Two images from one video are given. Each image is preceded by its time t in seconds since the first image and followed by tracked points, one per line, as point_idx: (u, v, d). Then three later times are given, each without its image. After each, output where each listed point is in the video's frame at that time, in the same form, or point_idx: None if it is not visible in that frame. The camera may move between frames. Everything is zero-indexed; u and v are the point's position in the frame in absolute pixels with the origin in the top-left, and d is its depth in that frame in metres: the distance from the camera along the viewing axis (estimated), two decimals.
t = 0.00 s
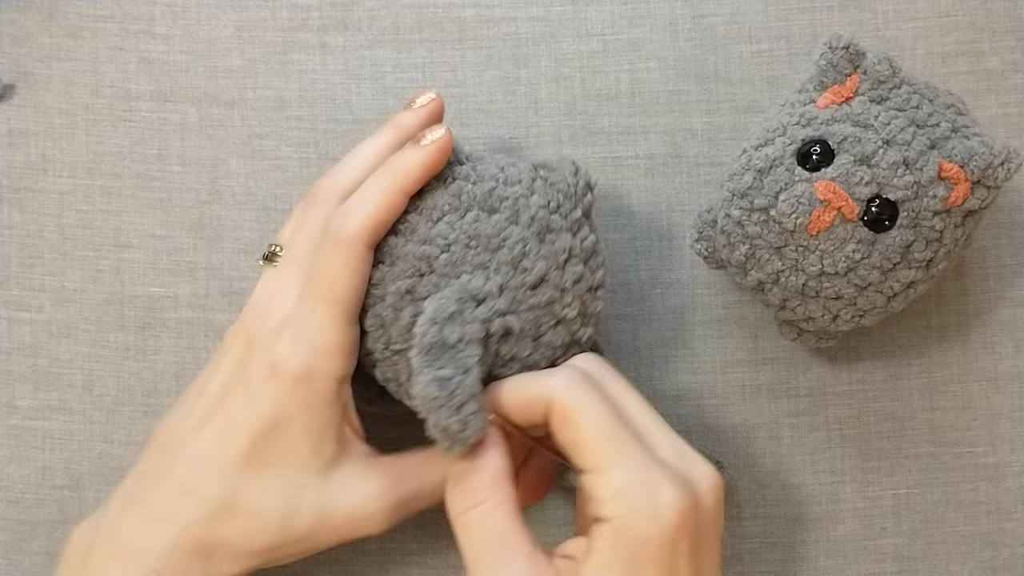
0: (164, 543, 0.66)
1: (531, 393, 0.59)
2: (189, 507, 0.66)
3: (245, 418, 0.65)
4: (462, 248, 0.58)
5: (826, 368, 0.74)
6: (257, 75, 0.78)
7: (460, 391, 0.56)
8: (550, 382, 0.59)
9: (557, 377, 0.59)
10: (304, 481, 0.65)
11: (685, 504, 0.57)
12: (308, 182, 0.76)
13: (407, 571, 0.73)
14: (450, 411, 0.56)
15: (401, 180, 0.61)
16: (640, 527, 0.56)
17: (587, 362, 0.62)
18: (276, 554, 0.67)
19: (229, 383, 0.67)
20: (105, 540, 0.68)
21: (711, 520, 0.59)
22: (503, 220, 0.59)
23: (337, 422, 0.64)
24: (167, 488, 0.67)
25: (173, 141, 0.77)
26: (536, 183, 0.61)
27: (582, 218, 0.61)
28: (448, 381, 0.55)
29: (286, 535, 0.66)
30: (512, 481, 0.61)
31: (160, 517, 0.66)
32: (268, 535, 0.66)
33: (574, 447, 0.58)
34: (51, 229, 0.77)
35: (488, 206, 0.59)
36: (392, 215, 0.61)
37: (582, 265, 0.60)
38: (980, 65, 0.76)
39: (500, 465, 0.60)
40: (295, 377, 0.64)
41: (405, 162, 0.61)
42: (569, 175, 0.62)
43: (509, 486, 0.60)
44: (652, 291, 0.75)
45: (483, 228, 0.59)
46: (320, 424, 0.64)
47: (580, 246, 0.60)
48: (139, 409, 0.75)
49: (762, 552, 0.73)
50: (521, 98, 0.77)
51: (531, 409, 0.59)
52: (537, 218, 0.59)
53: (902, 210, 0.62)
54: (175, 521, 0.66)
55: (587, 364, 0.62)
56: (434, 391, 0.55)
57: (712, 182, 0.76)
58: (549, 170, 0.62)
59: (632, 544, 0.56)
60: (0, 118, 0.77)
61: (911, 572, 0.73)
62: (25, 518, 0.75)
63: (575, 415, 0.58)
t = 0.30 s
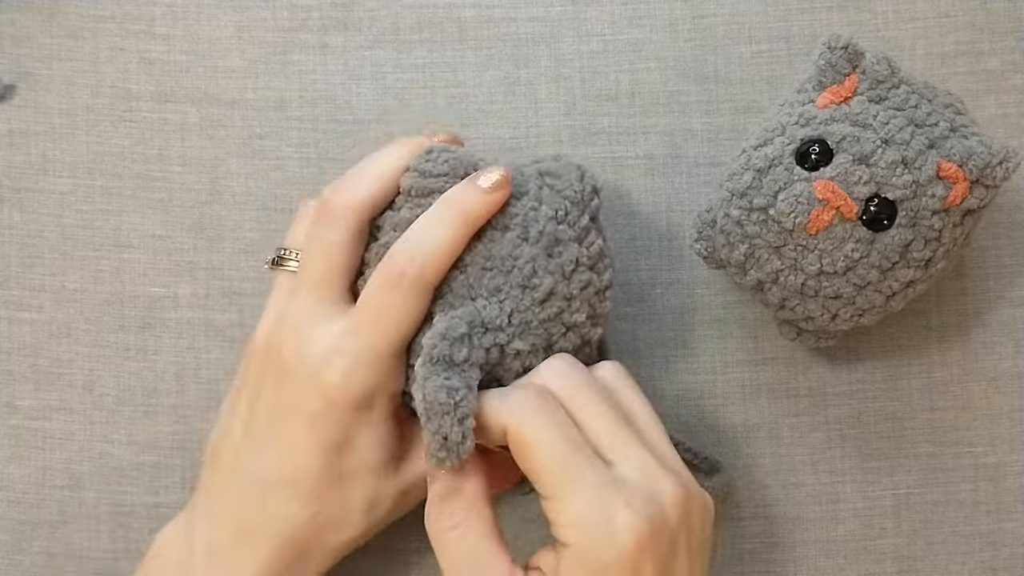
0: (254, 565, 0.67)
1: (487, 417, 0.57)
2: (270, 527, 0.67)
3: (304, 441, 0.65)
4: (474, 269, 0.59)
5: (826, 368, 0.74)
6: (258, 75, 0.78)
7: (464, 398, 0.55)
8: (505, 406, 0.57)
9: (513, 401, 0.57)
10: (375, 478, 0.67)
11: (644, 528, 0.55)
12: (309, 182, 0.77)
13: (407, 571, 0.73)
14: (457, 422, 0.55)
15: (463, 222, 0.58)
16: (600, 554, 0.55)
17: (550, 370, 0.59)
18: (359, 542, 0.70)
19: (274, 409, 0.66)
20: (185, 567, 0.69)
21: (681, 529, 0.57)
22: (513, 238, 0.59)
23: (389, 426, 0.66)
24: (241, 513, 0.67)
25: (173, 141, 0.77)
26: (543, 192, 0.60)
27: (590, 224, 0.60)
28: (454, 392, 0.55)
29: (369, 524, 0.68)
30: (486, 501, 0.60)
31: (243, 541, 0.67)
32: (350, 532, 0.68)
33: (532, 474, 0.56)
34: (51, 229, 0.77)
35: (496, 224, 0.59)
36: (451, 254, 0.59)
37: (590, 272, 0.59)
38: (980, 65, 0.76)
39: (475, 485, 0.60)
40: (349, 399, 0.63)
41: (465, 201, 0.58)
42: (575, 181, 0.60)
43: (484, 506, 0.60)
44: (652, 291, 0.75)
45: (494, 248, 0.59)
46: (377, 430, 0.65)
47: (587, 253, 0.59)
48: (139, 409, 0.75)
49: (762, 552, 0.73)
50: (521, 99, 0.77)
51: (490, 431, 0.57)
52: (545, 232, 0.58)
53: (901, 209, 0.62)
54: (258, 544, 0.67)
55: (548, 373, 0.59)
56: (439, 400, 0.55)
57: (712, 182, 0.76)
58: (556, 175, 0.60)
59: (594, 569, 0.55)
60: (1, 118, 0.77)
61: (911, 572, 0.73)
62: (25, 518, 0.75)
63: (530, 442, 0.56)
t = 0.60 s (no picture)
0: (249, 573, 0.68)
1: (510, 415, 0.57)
2: (265, 537, 0.67)
3: (295, 451, 0.65)
4: (461, 265, 0.57)
5: (826, 368, 0.74)
6: (258, 75, 0.78)
7: (473, 393, 0.55)
8: (531, 405, 0.57)
9: (539, 399, 0.57)
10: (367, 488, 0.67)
11: (663, 536, 0.56)
12: (309, 181, 0.77)
13: (408, 571, 0.73)
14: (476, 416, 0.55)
15: (432, 220, 0.58)
16: (616, 558, 0.55)
17: (577, 373, 0.59)
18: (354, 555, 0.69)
19: (263, 420, 0.66)
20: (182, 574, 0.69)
21: (698, 542, 0.58)
22: (496, 229, 0.57)
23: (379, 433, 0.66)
24: (234, 525, 0.67)
25: (173, 141, 0.77)
26: (523, 182, 0.59)
27: (574, 209, 0.59)
28: (463, 387, 0.55)
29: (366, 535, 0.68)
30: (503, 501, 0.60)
31: (237, 551, 0.67)
32: (344, 543, 0.68)
33: (553, 475, 0.57)
34: (51, 229, 0.77)
35: (478, 217, 0.58)
36: (424, 254, 0.58)
37: (580, 256, 0.58)
38: (980, 65, 0.76)
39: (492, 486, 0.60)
40: (337, 406, 0.64)
41: (433, 199, 0.58)
42: (555, 168, 0.59)
43: (499, 508, 0.60)
44: (652, 291, 0.75)
45: (479, 240, 0.57)
46: (366, 437, 0.65)
47: (575, 239, 0.58)
48: (139, 409, 0.75)
49: (762, 552, 0.74)
50: (521, 99, 0.77)
51: (512, 430, 0.57)
52: (529, 220, 0.57)
53: (901, 210, 0.62)
54: (253, 554, 0.67)
55: (575, 376, 0.59)
56: (451, 396, 0.54)
57: (712, 182, 0.76)
58: (535, 165, 0.59)
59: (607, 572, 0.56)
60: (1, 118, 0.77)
61: (911, 572, 0.73)
62: (26, 518, 0.75)
63: (554, 443, 0.56)
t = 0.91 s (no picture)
0: (300, 571, 0.67)
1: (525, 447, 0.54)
2: (312, 536, 0.66)
3: (333, 451, 0.64)
4: (502, 275, 0.58)
5: (826, 368, 0.74)
6: (258, 75, 0.78)
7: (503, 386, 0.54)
8: (546, 435, 0.53)
9: (555, 430, 0.54)
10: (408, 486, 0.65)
11: None
12: (309, 181, 0.77)
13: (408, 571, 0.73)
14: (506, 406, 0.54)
15: (482, 222, 0.59)
16: None
17: (596, 409, 0.56)
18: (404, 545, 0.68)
19: (302, 420, 0.65)
20: (237, 571, 0.69)
21: None
22: (543, 250, 0.58)
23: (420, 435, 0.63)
24: (282, 523, 0.67)
25: (173, 141, 0.77)
26: (574, 209, 0.60)
27: (617, 247, 0.60)
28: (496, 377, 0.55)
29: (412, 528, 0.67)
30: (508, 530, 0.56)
31: (286, 549, 0.67)
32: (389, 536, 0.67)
33: (568, 510, 0.53)
34: (51, 229, 0.77)
35: (526, 235, 0.59)
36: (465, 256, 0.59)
37: (614, 293, 0.60)
38: (980, 65, 0.76)
39: (495, 512, 0.56)
40: (371, 406, 0.62)
41: (482, 202, 0.59)
42: (607, 202, 0.61)
43: (503, 533, 0.56)
44: (652, 291, 0.75)
45: (525, 256, 0.58)
46: (403, 437, 0.63)
47: (614, 274, 0.60)
48: (139, 409, 0.75)
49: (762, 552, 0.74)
50: (521, 99, 0.77)
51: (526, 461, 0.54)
52: (576, 249, 0.59)
53: (902, 210, 0.62)
54: (301, 553, 0.67)
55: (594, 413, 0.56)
56: (485, 381, 0.54)
57: (712, 182, 0.76)
58: (588, 195, 0.61)
59: None
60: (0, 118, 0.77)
61: (911, 572, 0.73)
62: (26, 518, 0.75)
63: (568, 474, 0.52)
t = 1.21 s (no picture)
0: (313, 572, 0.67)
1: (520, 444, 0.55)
2: (323, 536, 0.66)
3: (342, 449, 0.64)
4: (513, 276, 0.59)
5: (826, 368, 0.74)
6: (258, 76, 0.78)
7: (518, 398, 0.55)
8: (540, 432, 0.54)
9: (547, 427, 0.54)
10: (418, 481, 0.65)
11: (670, 566, 0.51)
12: (309, 181, 0.77)
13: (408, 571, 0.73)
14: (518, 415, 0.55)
15: (501, 226, 0.58)
16: None
17: (579, 409, 0.57)
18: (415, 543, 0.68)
19: (311, 422, 0.65)
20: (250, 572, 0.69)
21: None
22: (552, 246, 0.58)
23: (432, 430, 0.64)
24: (293, 524, 0.67)
25: (173, 141, 0.77)
26: (581, 204, 0.60)
27: (622, 240, 0.60)
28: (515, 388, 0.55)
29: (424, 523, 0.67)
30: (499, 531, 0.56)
31: (298, 549, 0.67)
32: (400, 533, 0.67)
33: (559, 503, 0.53)
34: (51, 229, 0.77)
35: (535, 233, 0.59)
36: (482, 260, 0.59)
37: (617, 286, 0.60)
38: (980, 65, 0.76)
39: (489, 510, 0.56)
40: (380, 406, 0.62)
41: (500, 205, 0.59)
42: (613, 196, 0.60)
43: (491, 533, 0.55)
44: (652, 291, 0.75)
45: (534, 255, 0.58)
46: (414, 433, 0.63)
47: (620, 268, 0.60)
48: (139, 409, 0.75)
49: (762, 552, 0.74)
50: (521, 99, 0.77)
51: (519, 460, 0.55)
52: (584, 243, 0.59)
53: (900, 209, 0.62)
54: (312, 554, 0.67)
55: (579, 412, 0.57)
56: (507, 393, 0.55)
57: (712, 182, 0.76)
58: (594, 189, 0.61)
59: None
60: (1, 118, 0.78)
61: (911, 572, 0.73)
62: (26, 518, 0.75)
63: (561, 467, 0.53)
